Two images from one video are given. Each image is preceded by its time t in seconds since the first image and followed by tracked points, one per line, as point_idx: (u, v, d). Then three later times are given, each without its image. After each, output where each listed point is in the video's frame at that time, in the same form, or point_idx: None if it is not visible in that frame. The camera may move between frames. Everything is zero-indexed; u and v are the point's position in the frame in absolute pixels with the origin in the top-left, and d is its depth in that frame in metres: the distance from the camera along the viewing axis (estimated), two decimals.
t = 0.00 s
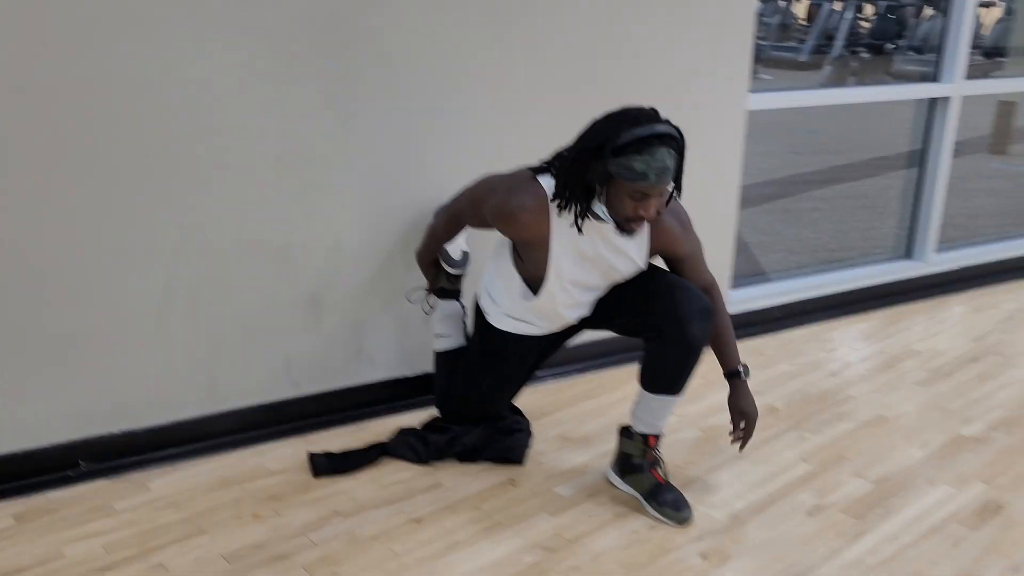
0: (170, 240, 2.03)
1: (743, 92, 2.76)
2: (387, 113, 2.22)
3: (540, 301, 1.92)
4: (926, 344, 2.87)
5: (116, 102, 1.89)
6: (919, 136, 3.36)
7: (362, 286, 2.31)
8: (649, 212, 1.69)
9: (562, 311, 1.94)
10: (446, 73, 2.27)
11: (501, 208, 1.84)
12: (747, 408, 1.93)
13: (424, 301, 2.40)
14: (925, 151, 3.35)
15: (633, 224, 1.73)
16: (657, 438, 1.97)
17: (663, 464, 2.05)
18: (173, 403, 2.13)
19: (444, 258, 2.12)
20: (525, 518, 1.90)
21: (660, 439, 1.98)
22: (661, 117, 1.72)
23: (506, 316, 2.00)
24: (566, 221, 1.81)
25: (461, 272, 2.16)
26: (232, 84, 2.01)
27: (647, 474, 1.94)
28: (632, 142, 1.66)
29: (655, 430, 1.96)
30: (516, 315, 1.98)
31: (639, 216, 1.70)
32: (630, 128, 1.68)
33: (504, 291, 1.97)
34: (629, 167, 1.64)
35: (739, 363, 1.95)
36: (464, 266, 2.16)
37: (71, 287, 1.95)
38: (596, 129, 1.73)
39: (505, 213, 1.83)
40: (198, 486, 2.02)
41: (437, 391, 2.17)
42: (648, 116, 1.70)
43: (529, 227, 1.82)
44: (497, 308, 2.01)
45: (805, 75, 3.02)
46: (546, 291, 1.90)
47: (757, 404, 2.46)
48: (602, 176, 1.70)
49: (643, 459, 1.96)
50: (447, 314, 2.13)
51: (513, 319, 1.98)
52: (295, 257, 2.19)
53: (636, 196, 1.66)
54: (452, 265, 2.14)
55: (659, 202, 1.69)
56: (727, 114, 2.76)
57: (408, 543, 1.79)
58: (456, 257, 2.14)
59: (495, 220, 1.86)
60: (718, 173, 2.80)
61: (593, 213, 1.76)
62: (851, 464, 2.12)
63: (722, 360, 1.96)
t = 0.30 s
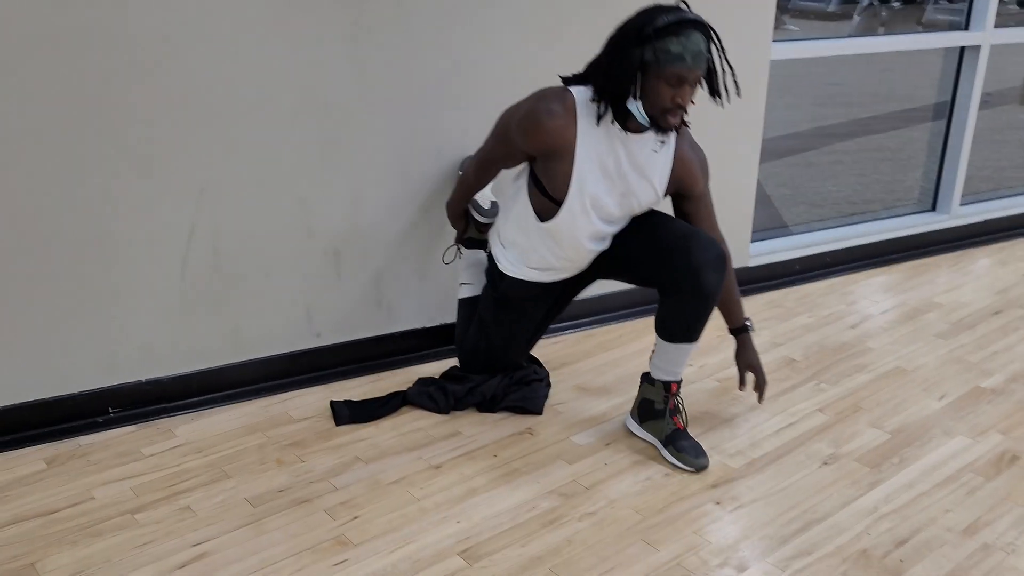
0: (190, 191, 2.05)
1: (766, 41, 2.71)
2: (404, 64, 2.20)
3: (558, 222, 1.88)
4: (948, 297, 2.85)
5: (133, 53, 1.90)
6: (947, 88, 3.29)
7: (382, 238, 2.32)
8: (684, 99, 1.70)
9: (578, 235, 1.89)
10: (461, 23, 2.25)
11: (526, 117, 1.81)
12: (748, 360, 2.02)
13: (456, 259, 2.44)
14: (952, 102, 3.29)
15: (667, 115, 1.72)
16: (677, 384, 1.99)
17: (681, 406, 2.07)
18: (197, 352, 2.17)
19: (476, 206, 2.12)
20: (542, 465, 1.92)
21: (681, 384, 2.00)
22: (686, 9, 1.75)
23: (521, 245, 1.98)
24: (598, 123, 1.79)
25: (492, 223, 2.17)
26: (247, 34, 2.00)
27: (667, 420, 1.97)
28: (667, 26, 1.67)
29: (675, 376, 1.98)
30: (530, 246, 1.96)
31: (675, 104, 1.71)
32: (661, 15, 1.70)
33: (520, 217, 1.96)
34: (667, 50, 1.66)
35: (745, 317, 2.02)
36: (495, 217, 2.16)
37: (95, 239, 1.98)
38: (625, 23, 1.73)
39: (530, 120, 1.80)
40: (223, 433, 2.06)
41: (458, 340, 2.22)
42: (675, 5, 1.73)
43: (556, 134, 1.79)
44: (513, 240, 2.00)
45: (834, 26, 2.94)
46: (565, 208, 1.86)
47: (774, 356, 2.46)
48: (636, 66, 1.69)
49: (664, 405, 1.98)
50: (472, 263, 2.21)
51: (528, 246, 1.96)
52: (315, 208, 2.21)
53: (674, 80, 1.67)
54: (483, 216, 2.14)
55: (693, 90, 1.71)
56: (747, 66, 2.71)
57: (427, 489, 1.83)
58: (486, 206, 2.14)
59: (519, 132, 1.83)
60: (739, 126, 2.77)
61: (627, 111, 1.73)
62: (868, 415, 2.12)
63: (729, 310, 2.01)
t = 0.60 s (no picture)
0: (189, 199, 2.06)
1: (762, 49, 2.73)
2: (402, 73, 2.22)
3: (545, 214, 1.93)
4: (946, 302, 2.85)
5: (133, 61, 1.91)
6: (945, 94, 3.29)
7: (380, 245, 2.33)
8: (669, 67, 1.82)
9: (563, 226, 1.95)
10: (459, 31, 2.26)
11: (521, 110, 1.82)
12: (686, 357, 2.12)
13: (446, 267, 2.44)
14: (950, 108, 3.29)
15: (658, 87, 1.82)
16: (667, 383, 2.01)
17: (678, 406, 2.09)
18: (196, 359, 2.18)
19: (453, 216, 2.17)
20: (540, 470, 1.93)
21: (671, 384, 2.03)
22: None
23: (502, 236, 2.00)
24: (591, 113, 1.86)
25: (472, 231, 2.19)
26: (246, 42, 2.02)
27: (661, 419, 1.99)
28: (635, 6, 1.82)
29: (663, 375, 2.00)
30: (520, 241, 1.99)
31: (663, 73, 1.81)
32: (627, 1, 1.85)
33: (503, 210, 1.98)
34: (642, 24, 1.79)
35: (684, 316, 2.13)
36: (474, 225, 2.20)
37: (95, 245, 1.99)
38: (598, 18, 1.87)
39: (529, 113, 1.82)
40: (222, 439, 2.07)
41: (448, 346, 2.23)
42: None
43: (554, 127, 1.83)
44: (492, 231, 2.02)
45: (832, 32, 2.96)
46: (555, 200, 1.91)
47: (772, 361, 2.46)
48: (618, 48, 1.82)
49: (656, 406, 2.00)
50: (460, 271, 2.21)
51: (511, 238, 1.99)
52: (313, 216, 2.22)
53: (655, 49, 1.79)
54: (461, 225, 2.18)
55: (673, 59, 1.83)
56: (747, 72, 2.73)
57: (425, 494, 1.84)
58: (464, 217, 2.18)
59: (514, 126, 1.83)
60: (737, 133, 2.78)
61: (619, 93, 1.83)
62: (866, 420, 2.12)
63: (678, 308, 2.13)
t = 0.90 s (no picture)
0: (191, 213, 2.07)
1: (762, 66, 2.75)
2: (403, 90, 2.23)
3: (565, 229, 1.90)
4: (944, 319, 2.86)
5: (135, 76, 1.93)
6: (943, 111, 3.30)
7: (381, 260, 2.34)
8: (667, 58, 1.79)
9: (584, 239, 1.93)
10: (460, 47, 2.28)
11: (537, 123, 1.76)
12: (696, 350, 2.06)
13: (445, 281, 2.44)
14: (948, 125, 3.29)
15: (661, 78, 1.79)
16: (671, 404, 1.99)
17: (681, 431, 2.07)
18: (195, 373, 2.18)
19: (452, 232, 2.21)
20: (538, 486, 1.93)
21: (677, 404, 2.00)
22: None
23: (523, 261, 1.95)
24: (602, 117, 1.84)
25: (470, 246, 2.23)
26: (248, 57, 2.03)
27: (665, 442, 1.98)
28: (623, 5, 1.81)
29: (668, 395, 1.98)
30: (538, 257, 1.94)
31: (662, 64, 1.78)
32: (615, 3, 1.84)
33: (518, 231, 1.93)
34: (633, 20, 1.77)
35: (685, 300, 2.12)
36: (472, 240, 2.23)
37: (96, 259, 2.00)
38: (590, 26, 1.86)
39: (545, 125, 1.76)
40: (220, 453, 2.07)
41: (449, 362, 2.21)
42: None
43: (570, 135, 1.78)
44: (508, 255, 1.97)
45: (830, 50, 2.96)
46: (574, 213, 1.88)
47: (771, 378, 2.46)
48: (614, 48, 1.80)
49: (660, 427, 1.99)
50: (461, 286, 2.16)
51: (531, 260, 1.95)
52: (314, 231, 2.23)
53: (650, 42, 1.77)
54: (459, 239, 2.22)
55: (670, 49, 1.81)
56: (748, 88, 2.74)
57: (423, 510, 1.83)
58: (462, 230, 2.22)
59: (527, 145, 1.76)
60: (738, 148, 2.79)
61: (624, 91, 1.80)
62: (865, 437, 2.12)
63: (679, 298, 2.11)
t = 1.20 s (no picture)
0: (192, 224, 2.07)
1: (761, 77, 2.74)
2: (404, 102, 2.23)
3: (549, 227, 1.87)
4: (945, 333, 2.85)
5: (137, 87, 1.93)
6: (944, 124, 3.29)
7: (381, 272, 2.34)
8: (622, 43, 1.78)
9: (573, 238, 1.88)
10: (461, 58, 2.28)
11: (501, 121, 1.80)
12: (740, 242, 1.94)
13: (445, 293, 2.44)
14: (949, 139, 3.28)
15: (619, 64, 1.78)
16: (670, 418, 1.98)
17: (680, 443, 2.07)
18: (194, 384, 2.17)
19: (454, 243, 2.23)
20: (538, 499, 1.92)
21: (676, 418, 2.00)
22: None
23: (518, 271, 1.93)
24: (564, 111, 1.83)
25: (471, 256, 2.25)
26: (249, 68, 2.03)
27: (665, 456, 1.97)
28: None
29: (668, 410, 1.98)
30: (530, 266, 1.92)
31: (618, 50, 1.78)
32: None
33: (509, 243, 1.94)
34: (584, 9, 1.77)
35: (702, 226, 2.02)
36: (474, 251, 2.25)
37: (96, 269, 2.00)
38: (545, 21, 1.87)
39: (508, 121, 1.79)
40: (219, 464, 2.06)
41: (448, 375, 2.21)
42: None
43: (534, 129, 1.80)
44: (504, 270, 1.96)
45: (831, 63, 2.99)
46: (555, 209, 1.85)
47: (772, 391, 2.45)
48: (569, 39, 1.80)
49: (659, 442, 1.98)
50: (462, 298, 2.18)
51: (525, 269, 1.92)
52: (314, 242, 2.23)
53: (602, 29, 1.77)
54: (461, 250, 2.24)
55: (624, 34, 1.80)
56: (748, 100, 2.75)
57: (423, 523, 1.82)
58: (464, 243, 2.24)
59: (491, 140, 1.80)
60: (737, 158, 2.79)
61: (583, 81, 1.79)
62: (866, 451, 2.12)
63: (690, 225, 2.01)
